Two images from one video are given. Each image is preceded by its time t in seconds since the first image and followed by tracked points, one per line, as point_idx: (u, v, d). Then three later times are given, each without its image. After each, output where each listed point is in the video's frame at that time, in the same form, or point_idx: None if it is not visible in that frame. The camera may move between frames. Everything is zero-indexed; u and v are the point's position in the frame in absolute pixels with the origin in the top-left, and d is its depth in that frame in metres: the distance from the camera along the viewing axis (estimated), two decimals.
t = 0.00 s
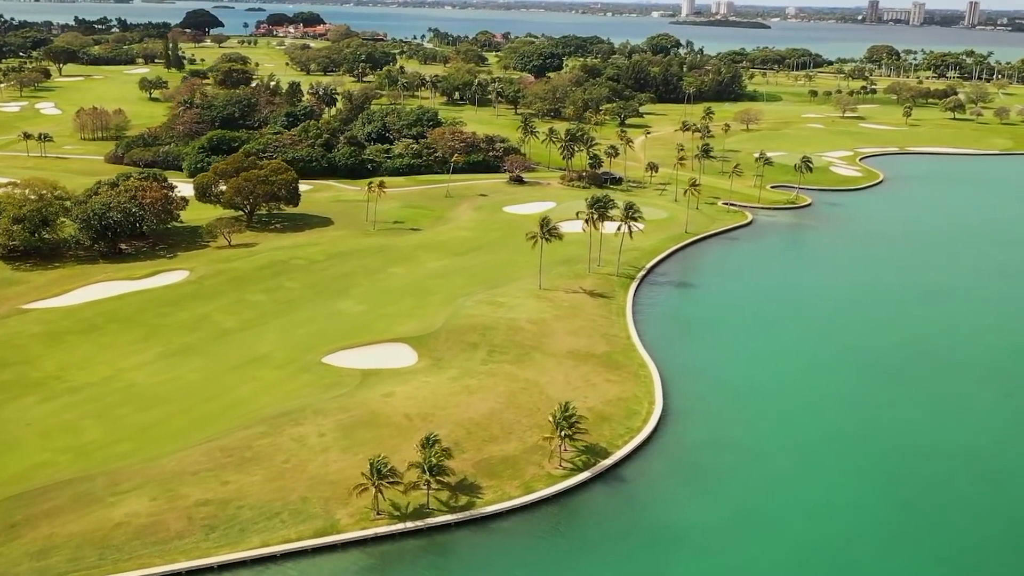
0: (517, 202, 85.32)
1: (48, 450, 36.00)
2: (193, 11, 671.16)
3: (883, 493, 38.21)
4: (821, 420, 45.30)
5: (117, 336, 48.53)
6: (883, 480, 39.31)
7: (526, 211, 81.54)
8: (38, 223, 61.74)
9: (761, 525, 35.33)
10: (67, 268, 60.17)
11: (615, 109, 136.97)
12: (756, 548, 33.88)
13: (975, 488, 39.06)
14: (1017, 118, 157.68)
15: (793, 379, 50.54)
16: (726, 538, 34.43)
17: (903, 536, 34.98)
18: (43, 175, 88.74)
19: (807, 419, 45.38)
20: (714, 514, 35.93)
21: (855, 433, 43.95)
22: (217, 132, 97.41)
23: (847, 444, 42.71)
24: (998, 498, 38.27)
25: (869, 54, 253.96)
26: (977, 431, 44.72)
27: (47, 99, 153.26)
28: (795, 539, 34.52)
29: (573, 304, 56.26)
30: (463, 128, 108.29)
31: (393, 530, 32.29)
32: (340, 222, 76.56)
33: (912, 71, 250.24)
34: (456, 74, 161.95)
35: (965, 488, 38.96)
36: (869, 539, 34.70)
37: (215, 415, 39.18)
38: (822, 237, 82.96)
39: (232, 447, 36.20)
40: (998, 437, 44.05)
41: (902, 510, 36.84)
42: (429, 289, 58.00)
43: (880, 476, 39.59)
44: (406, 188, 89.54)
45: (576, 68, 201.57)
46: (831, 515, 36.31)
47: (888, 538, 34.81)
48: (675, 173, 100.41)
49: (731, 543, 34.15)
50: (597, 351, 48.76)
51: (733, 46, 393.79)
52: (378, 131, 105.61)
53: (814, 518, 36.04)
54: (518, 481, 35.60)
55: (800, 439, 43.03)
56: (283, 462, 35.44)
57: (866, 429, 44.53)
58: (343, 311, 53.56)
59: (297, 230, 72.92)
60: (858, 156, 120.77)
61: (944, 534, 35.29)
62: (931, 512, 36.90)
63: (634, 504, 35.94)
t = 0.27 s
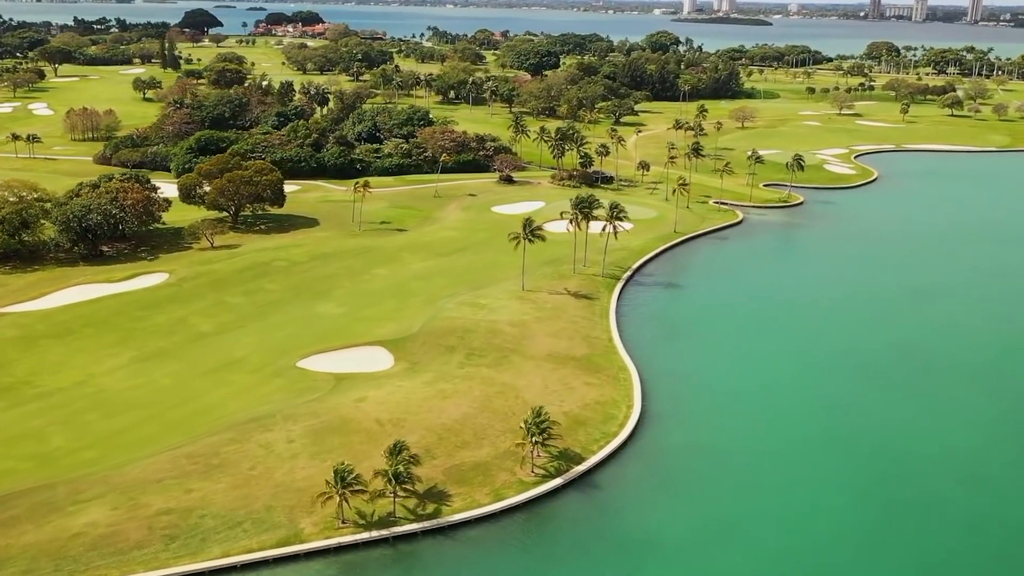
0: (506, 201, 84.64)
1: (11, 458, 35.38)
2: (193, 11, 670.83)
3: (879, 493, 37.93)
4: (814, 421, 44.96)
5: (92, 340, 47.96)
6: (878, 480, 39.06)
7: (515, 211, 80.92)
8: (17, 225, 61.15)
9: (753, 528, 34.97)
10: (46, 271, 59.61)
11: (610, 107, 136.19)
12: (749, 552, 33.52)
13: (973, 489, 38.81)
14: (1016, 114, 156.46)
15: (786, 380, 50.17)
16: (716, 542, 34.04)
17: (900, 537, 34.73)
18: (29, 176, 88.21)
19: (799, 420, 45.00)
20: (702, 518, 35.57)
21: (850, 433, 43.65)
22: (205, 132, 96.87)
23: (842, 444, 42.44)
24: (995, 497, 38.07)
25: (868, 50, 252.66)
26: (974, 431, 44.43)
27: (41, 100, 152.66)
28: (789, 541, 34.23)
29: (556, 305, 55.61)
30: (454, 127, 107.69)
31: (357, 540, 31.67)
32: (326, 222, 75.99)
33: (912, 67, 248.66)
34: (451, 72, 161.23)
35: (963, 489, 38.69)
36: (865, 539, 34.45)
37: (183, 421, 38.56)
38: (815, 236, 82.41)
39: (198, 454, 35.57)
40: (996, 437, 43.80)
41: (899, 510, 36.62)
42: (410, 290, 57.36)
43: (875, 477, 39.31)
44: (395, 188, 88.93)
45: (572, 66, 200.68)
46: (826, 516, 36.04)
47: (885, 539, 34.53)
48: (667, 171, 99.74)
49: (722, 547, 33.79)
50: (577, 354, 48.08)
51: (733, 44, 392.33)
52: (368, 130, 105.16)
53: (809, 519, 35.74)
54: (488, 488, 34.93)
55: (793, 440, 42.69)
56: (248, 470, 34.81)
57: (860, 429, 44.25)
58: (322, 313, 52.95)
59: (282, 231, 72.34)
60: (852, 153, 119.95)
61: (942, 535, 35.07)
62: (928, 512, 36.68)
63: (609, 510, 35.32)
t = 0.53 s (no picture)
0: (495, 200, 84.04)
1: None
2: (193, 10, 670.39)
3: (873, 493, 37.65)
4: (806, 421, 44.61)
5: (67, 343, 47.49)
6: (873, 481, 38.73)
7: (503, 210, 80.36)
8: None
9: (742, 530, 34.65)
10: (26, 273, 59.14)
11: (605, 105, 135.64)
12: (738, 554, 33.20)
13: (968, 489, 38.50)
14: (1014, 111, 155.34)
15: (778, 380, 49.80)
16: (704, 545, 33.72)
17: (894, 539, 34.38)
18: (16, 177, 87.74)
19: (791, 420, 44.65)
20: (689, 521, 35.22)
21: (843, 433, 43.33)
22: (194, 132, 96.37)
23: (834, 445, 42.09)
24: (990, 498, 37.78)
25: (869, 47, 251.21)
26: (969, 430, 44.13)
27: (34, 100, 152.21)
28: (781, 543, 33.92)
29: (538, 306, 55.11)
30: (446, 126, 107.18)
31: (322, 547, 31.15)
32: (312, 223, 75.52)
33: (912, 63, 247.11)
34: (446, 71, 160.63)
35: (958, 489, 38.37)
36: (858, 540, 34.16)
37: (151, 427, 38.04)
38: (807, 234, 81.88)
39: (165, 459, 35.07)
40: (992, 436, 43.50)
41: (893, 511, 36.29)
42: (392, 291, 56.83)
43: (869, 477, 38.98)
44: (383, 188, 88.40)
45: (569, 63, 199.84)
46: (819, 517, 35.73)
47: (878, 541, 34.20)
48: (658, 169, 99.10)
49: (711, 550, 33.49)
50: (556, 356, 47.53)
51: (733, 40, 390.64)
52: (359, 130, 104.80)
53: (801, 521, 35.39)
54: (458, 494, 34.38)
55: (784, 441, 42.34)
56: (214, 476, 34.31)
57: (853, 428, 43.93)
58: (302, 315, 52.43)
59: (267, 231, 71.89)
60: (847, 151, 119.27)
61: (938, 535, 34.82)
62: (922, 513, 36.32)
63: (583, 516, 34.73)
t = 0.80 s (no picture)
0: (485, 199, 83.53)
1: None
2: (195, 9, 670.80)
3: (860, 496, 37.29)
4: (796, 422, 44.21)
5: (43, 345, 47.12)
6: (861, 483, 38.39)
7: (493, 209, 79.85)
8: None
9: (726, 533, 34.32)
10: (9, 275, 58.82)
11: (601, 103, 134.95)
12: (721, 557, 32.92)
13: (955, 491, 38.17)
14: (1014, 108, 154.07)
15: (768, 381, 49.41)
16: (686, 549, 33.40)
17: (880, 542, 34.06)
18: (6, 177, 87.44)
19: (780, 422, 44.26)
20: (671, 525, 34.89)
21: (831, 434, 42.97)
22: (184, 131, 95.95)
23: (823, 446, 41.71)
24: (980, 500, 37.43)
25: (870, 43, 249.51)
26: (961, 431, 43.75)
27: (30, 100, 151.88)
28: (766, 547, 33.57)
29: (521, 306, 54.60)
30: (438, 124, 106.72)
31: (286, 553, 30.70)
32: (300, 222, 75.10)
33: (913, 59, 245.51)
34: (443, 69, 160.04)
35: (948, 492, 38.00)
36: (845, 545, 33.84)
37: (121, 431, 37.62)
38: (799, 231, 81.34)
39: (132, 464, 34.65)
40: (983, 437, 43.11)
41: (881, 514, 35.95)
42: (374, 292, 56.36)
43: (858, 479, 38.63)
44: (373, 187, 87.95)
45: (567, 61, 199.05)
46: (805, 521, 35.35)
47: (865, 545, 33.88)
48: (651, 168, 98.48)
49: (693, 554, 33.17)
50: (537, 357, 47.01)
51: (735, 37, 389.10)
52: (351, 129, 104.38)
53: (787, 524, 35.07)
54: (428, 499, 33.90)
55: (772, 442, 42.00)
56: (181, 481, 33.89)
57: (841, 429, 43.56)
58: (282, 316, 52.00)
59: (254, 231, 71.49)
60: (843, 148, 118.48)
61: (925, 539, 34.46)
62: (910, 516, 35.95)
63: (555, 520, 34.27)
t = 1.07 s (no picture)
0: (483, 198, 83.02)
1: None
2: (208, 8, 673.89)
3: (855, 497, 36.63)
4: (790, 422, 43.50)
5: (30, 346, 47.06)
6: (856, 484, 37.68)
7: (490, 208, 79.35)
8: None
9: (717, 535, 33.73)
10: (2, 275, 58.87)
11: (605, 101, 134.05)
12: (707, 560, 32.32)
13: (953, 491, 37.44)
14: None
15: (766, 380, 48.72)
16: (670, 552, 32.84)
17: (875, 543, 33.42)
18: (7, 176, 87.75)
19: (775, 422, 43.57)
20: (656, 527, 34.32)
21: (828, 434, 42.27)
22: (185, 131, 95.96)
23: (818, 446, 41.00)
24: (977, 501, 36.66)
25: (883, 39, 246.78)
26: (960, 431, 42.95)
27: (37, 100, 152.52)
28: (757, 547, 33.00)
29: (512, 307, 54.10)
30: (439, 123, 106.34)
31: (258, 557, 30.38)
32: (297, 222, 74.88)
33: (925, 56, 242.76)
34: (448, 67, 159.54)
35: (944, 493, 37.25)
36: (836, 547, 33.15)
37: (100, 433, 37.38)
38: (801, 230, 80.42)
39: (108, 466, 34.43)
40: (982, 437, 42.30)
41: (877, 515, 35.28)
42: (364, 292, 55.95)
43: (852, 480, 37.92)
44: (372, 186, 87.67)
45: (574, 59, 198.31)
46: (799, 522, 34.69)
47: (859, 546, 33.26)
48: (653, 166, 97.64)
49: (679, 557, 32.59)
50: (524, 358, 46.50)
51: (746, 34, 386.70)
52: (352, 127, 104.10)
53: (780, 524, 34.47)
54: (404, 503, 33.47)
55: (767, 442, 41.34)
56: (156, 484, 33.63)
57: (839, 429, 42.86)
58: (271, 317, 51.72)
59: (249, 230, 71.31)
60: (849, 146, 117.07)
61: (922, 541, 33.73)
62: (907, 517, 35.25)
63: (536, 524, 33.74)
